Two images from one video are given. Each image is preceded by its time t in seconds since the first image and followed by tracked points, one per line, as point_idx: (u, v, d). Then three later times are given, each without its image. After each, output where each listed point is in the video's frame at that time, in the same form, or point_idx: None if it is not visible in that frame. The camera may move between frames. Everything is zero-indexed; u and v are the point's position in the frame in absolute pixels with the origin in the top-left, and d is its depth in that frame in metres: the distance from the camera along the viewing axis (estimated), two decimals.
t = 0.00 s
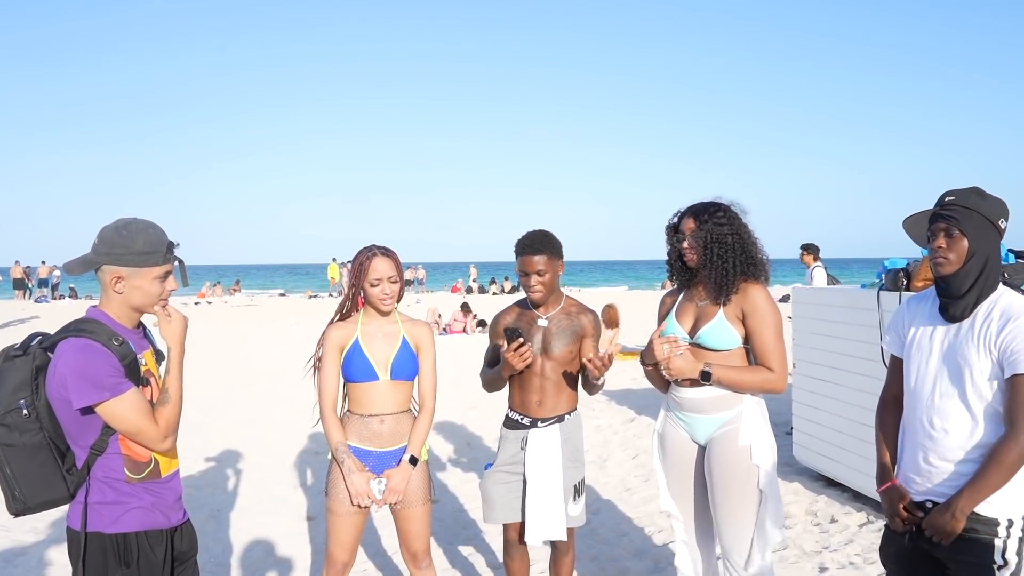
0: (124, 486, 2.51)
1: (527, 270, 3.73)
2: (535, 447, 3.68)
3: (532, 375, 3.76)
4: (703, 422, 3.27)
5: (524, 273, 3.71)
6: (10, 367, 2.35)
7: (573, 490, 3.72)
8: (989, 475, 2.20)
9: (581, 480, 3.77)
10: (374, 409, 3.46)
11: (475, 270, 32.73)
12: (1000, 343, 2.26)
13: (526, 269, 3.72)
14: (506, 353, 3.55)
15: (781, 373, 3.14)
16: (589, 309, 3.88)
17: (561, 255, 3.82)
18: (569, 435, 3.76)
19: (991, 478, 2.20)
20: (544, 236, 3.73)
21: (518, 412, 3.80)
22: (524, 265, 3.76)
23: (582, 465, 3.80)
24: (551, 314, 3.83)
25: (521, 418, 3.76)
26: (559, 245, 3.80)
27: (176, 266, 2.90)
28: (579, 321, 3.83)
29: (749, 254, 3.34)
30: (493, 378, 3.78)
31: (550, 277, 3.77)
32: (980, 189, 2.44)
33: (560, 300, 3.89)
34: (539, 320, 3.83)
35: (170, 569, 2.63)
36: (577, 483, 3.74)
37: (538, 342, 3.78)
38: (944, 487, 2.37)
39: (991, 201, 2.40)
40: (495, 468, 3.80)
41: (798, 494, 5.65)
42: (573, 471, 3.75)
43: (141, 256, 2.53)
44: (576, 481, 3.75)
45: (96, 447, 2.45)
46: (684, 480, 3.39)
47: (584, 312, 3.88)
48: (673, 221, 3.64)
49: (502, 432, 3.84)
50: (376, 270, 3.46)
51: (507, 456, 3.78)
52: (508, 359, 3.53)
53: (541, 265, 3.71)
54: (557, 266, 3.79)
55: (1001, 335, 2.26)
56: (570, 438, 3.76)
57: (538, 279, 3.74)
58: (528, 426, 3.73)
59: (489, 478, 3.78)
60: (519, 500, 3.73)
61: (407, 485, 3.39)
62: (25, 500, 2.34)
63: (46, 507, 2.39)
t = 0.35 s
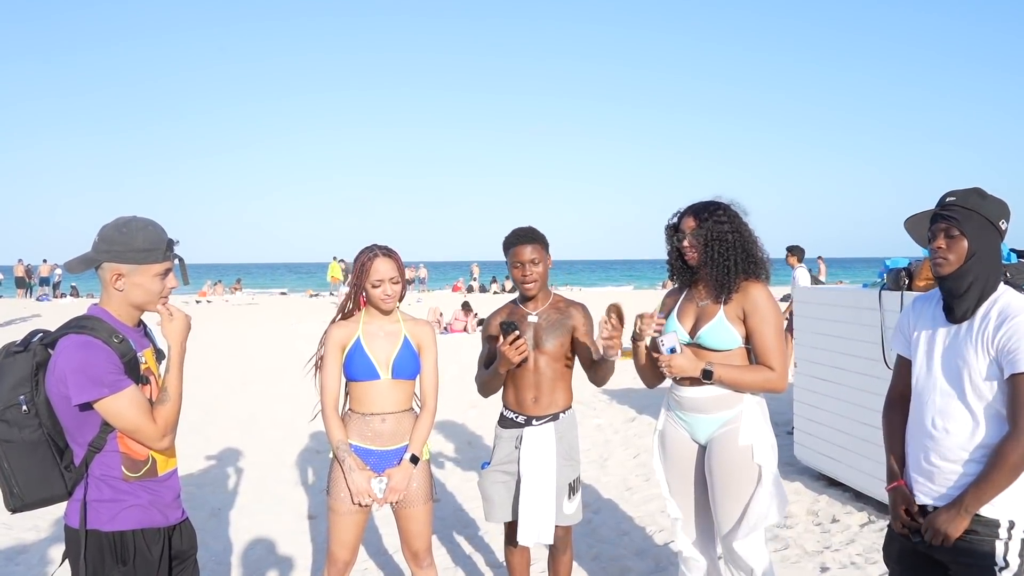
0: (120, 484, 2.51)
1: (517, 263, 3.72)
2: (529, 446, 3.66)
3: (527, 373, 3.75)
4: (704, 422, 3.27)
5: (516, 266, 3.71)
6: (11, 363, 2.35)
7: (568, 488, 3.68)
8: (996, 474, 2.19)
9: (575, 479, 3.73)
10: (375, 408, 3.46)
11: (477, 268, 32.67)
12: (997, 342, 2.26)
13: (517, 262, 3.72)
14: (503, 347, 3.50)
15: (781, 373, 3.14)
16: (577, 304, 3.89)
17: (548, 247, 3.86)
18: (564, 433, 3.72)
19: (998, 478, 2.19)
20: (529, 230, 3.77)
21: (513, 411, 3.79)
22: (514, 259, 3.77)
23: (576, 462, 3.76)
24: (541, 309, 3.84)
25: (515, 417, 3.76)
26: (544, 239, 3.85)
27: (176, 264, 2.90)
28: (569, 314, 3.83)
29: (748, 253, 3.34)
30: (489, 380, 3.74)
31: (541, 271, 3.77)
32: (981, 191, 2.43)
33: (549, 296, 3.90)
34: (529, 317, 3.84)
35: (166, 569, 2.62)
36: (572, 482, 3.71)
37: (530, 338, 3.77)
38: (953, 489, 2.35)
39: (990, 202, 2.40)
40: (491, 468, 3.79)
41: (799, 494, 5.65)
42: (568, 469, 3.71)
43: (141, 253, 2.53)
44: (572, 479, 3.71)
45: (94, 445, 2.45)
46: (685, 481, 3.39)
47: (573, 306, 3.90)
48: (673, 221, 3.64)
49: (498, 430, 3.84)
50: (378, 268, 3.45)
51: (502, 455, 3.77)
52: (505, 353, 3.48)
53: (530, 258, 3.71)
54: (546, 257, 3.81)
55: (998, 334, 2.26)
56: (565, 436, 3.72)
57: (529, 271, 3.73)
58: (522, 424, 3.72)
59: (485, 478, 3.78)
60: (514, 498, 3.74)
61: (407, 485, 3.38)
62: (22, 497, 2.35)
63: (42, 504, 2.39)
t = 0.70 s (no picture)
0: (116, 484, 2.52)
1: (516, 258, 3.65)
2: (530, 443, 3.64)
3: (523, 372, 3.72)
4: (708, 420, 3.26)
5: (516, 262, 3.65)
6: (9, 362, 2.35)
7: (571, 482, 3.71)
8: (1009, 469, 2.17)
9: (579, 472, 3.76)
10: (381, 407, 3.46)
11: (483, 266, 32.64)
12: (1017, 342, 2.23)
13: (514, 258, 3.66)
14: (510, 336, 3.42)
15: (787, 371, 3.13)
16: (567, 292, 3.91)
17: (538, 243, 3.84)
18: (565, 429, 3.72)
19: (1012, 473, 2.17)
20: (519, 228, 3.74)
21: (514, 408, 3.78)
22: (508, 255, 3.71)
23: (579, 456, 3.78)
24: (533, 308, 3.82)
25: (516, 413, 3.74)
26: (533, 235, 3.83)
27: (177, 263, 2.89)
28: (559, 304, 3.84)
29: (751, 249, 3.33)
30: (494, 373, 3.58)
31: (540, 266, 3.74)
32: (988, 189, 2.42)
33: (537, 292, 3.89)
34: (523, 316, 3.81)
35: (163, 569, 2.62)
36: (575, 475, 3.73)
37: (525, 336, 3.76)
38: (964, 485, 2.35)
39: (997, 199, 2.38)
40: (495, 465, 3.78)
41: (806, 492, 5.63)
42: (570, 463, 3.72)
43: (142, 250, 2.54)
44: (575, 472, 3.74)
45: (90, 447, 2.42)
46: (691, 480, 3.38)
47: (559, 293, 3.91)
48: (671, 220, 3.64)
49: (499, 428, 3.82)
50: (383, 267, 3.45)
51: (504, 453, 3.76)
52: (512, 342, 3.39)
53: (530, 253, 3.66)
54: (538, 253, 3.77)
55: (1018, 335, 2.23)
56: (565, 432, 3.72)
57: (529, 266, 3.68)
58: (523, 421, 3.70)
59: (489, 476, 3.77)
60: (517, 495, 3.74)
61: (413, 483, 3.38)
62: (20, 495, 2.36)
63: (41, 503, 2.41)
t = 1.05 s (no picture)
0: (119, 485, 2.51)
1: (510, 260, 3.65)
2: (533, 440, 3.64)
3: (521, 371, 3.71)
4: (710, 419, 3.26)
5: (511, 262, 3.64)
6: (14, 361, 2.34)
7: (573, 474, 3.70)
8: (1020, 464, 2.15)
9: (580, 465, 3.75)
10: (384, 405, 3.46)
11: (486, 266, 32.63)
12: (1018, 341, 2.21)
13: (510, 258, 3.64)
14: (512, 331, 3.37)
15: (791, 369, 3.12)
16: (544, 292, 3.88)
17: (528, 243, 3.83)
18: (566, 423, 3.74)
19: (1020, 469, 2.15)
20: (509, 229, 3.72)
21: (514, 406, 3.77)
22: (500, 256, 3.68)
23: (580, 449, 3.78)
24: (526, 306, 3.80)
25: (518, 411, 3.73)
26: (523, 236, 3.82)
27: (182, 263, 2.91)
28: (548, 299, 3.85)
29: (755, 248, 3.33)
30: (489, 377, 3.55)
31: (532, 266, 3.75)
32: (990, 186, 2.42)
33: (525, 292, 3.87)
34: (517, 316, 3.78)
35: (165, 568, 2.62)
36: (577, 467, 3.72)
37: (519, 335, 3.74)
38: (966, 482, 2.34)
39: (995, 196, 2.38)
40: (496, 464, 3.79)
41: (809, 491, 5.62)
42: (571, 456, 3.72)
43: (153, 245, 2.56)
44: (576, 465, 3.72)
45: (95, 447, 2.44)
46: (694, 479, 3.37)
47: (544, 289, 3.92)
48: (674, 219, 3.64)
49: (501, 426, 3.81)
50: (386, 267, 3.46)
51: (507, 450, 3.75)
52: (514, 336, 3.34)
53: (523, 255, 3.67)
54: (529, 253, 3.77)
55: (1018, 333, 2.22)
56: (567, 426, 3.74)
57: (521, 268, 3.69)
58: (525, 419, 3.69)
59: (492, 474, 3.77)
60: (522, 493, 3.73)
61: (416, 482, 3.39)
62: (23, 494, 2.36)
63: (44, 501, 2.41)
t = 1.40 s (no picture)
0: (126, 484, 2.51)
1: (508, 263, 3.64)
2: (539, 440, 3.63)
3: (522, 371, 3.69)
4: (712, 418, 3.25)
5: (511, 263, 3.63)
6: (22, 361, 2.34)
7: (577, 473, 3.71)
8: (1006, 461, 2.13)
9: (583, 465, 3.75)
10: (386, 404, 3.46)
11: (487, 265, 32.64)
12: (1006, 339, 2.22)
13: (508, 259, 3.63)
14: (520, 330, 3.33)
15: (793, 368, 3.12)
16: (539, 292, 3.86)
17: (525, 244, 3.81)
18: (570, 422, 3.74)
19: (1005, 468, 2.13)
20: (505, 231, 3.70)
21: (517, 406, 3.75)
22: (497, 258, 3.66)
23: (584, 447, 3.80)
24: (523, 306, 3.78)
25: (522, 411, 3.71)
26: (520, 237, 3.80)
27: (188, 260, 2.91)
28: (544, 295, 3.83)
29: (760, 250, 3.33)
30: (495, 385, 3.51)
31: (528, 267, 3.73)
32: (993, 188, 2.41)
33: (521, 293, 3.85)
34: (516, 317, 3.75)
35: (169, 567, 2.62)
36: (580, 466, 3.74)
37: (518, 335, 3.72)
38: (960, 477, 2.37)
39: (995, 197, 2.36)
40: (500, 465, 3.77)
41: (811, 490, 5.61)
42: (575, 455, 3.73)
43: (159, 243, 2.56)
44: (580, 464, 3.74)
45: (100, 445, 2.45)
46: (695, 479, 3.37)
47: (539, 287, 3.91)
48: (681, 219, 3.63)
49: (505, 426, 3.79)
50: (388, 266, 3.45)
51: (512, 451, 3.74)
52: (524, 336, 3.30)
53: (520, 257, 3.64)
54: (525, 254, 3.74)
55: (1007, 332, 2.22)
56: (571, 425, 3.74)
57: (518, 270, 3.68)
58: (529, 418, 3.68)
59: (495, 474, 3.76)
60: (528, 492, 3.73)
61: (417, 481, 3.38)
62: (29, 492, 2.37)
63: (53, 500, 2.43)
